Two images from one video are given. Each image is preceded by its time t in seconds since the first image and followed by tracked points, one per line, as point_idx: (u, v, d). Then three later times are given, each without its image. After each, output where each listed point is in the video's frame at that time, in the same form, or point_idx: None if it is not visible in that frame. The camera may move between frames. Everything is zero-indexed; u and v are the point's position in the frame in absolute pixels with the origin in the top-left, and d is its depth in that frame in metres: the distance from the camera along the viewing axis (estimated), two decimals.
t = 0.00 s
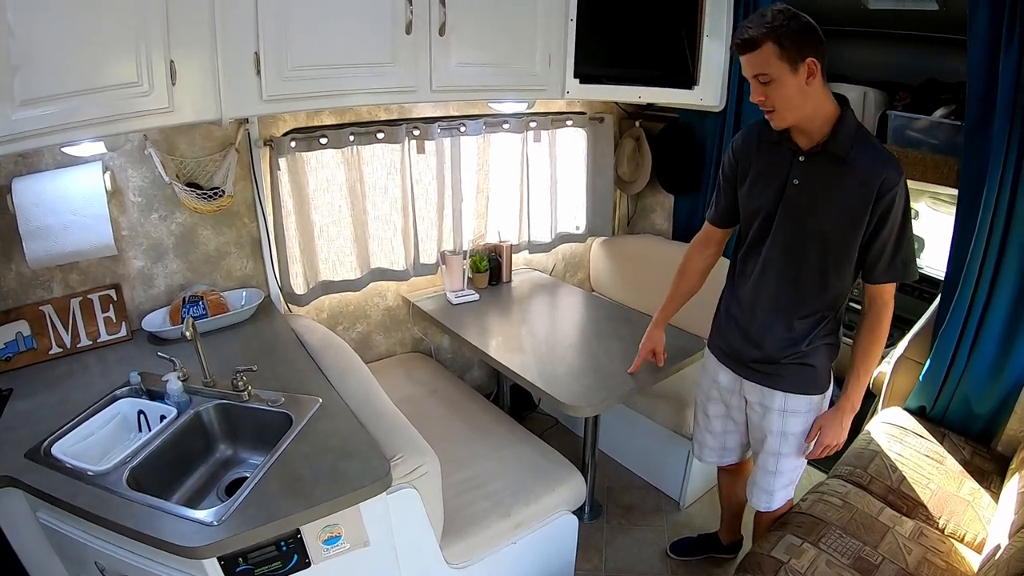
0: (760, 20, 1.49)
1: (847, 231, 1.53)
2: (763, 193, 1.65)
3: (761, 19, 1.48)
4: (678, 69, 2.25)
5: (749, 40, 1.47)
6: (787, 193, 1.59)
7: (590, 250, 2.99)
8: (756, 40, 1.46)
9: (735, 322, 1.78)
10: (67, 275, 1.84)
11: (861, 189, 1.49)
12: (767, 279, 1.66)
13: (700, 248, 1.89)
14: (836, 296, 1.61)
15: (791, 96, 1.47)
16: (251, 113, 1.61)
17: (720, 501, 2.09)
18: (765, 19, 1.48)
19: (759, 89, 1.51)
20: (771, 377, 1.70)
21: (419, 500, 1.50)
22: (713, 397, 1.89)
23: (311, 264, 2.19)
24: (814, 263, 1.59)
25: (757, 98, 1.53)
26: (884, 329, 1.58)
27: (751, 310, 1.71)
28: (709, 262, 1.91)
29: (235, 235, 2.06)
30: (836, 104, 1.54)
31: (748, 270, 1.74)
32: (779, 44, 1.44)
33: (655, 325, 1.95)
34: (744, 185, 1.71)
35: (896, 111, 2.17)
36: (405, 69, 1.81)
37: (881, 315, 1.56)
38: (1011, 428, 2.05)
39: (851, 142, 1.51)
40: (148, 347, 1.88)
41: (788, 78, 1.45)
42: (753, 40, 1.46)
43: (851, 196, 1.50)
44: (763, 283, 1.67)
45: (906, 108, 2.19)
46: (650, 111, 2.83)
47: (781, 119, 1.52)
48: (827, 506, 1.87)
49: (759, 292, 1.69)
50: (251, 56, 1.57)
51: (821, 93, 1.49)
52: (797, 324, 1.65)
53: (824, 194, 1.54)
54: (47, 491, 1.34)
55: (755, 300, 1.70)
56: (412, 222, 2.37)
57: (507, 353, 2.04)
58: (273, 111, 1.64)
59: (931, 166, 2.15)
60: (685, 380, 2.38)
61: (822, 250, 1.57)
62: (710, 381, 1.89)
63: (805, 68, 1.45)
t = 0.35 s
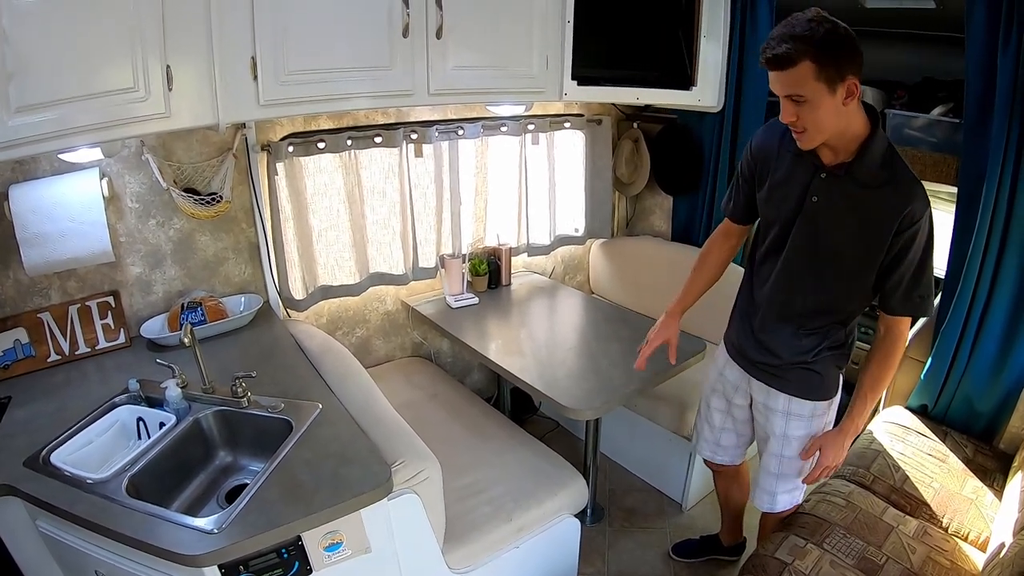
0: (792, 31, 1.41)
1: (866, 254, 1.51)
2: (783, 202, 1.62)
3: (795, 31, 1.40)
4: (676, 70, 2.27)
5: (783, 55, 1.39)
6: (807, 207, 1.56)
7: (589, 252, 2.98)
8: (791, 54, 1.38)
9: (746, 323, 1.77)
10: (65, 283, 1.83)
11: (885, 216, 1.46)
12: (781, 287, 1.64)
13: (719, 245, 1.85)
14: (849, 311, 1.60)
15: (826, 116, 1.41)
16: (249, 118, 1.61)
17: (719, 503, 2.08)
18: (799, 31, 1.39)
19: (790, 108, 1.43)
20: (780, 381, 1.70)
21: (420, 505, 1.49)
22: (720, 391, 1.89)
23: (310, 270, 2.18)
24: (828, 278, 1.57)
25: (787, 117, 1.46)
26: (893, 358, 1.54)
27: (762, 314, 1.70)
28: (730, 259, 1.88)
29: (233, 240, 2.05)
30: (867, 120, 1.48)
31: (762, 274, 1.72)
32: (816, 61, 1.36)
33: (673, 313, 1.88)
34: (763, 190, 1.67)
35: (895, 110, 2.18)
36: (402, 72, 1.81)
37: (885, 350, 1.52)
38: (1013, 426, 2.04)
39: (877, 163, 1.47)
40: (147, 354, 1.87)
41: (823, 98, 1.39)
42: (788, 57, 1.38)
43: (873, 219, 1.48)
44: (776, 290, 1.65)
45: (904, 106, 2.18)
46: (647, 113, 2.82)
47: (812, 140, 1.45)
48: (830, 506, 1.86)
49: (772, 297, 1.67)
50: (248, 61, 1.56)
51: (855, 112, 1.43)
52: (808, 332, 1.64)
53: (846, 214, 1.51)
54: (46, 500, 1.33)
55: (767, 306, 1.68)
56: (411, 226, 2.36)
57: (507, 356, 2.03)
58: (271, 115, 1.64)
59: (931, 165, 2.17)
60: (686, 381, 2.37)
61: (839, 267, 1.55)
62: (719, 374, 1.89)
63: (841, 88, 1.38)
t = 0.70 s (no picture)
0: (786, 54, 1.34)
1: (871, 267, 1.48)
2: (791, 211, 1.61)
3: (789, 53, 1.33)
4: (677, 68, 2.24)
5: (780, 82, 1.32)
6: (813, 217, 1.55)
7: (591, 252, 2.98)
8: (789, 81, 1.31)
9: (762, 324, 1.78)
10: (65, 285, 1.83)
11: (887, 230, 1.43)
12: (792, 293, 1.65)
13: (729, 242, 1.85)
14: (859, 320, 1.59)
15: (829, 138, 1.36)
16: (249, 118, 1.60)
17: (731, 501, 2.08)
18: (794, 54, 1.33)
19: (791, 134, 1.38)
20: (793, 384, 1.71)
21: (421, 506, 1.49)
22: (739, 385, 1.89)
23: (310, 271, 2.17)
24: (836, 287, 1.56)
25: (787, 143, 1.40)
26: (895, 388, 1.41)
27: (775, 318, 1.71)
28: (736, 259, 1.89)
29: (233, 241, 2.04)
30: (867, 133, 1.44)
31: (775, 279, 1.72)
32: (815, 86, 1.30)
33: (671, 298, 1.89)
34: (772, 197, 1.67)
35: (896, 108, 2.17)
36: (402, 72, 1.80)
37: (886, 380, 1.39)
38: (1017, 424, 2.04)
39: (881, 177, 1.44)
40: (147, 356, 1.86)
41: (825, 123, 1.34)
42: (786, 84, 1.32)
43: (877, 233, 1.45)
44: (788, 297, 1.66)
45: (906, 104, 2.18)
46: (649, 112, 2.81)
47: (815, 163, 1.41)
48: (833, 506, 1.86)
49: (784, 302, 1.68)
50: (247, 61, 1.56)
51: (857, 129, 1.39)
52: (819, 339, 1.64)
53: (850, 226, 1.49)
54: (46, 502, 1.32)
55: (780, 310, 1.69)
56: (412, 227, 2.35)
57: (508, 356, 2.02)
58: (271, 116, 1.63)
59: (933, 163, 2.16)
60: (688, 381, 2.36)
61: (845, 277, 1.54)
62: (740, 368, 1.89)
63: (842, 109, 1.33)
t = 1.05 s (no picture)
0: (737, 74, 1.38)
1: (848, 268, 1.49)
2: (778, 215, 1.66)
3: (741, 73, 1.37)
4: (675, 67, 2.21)
5: (733, 106, 1.37)
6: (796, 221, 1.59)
7: (591, 252, 2.98)
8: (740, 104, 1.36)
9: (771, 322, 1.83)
10: (66, 286, 1.83)
11: (858, 232, 1.44)
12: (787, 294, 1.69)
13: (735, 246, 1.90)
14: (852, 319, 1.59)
15: (790, 150, 1.41)
16: (247, 120, 1.60)
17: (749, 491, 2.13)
18: (746, 74, 1.36)
19: (753, 149, 1.43)
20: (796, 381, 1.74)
21: (419, 506, 1.49)
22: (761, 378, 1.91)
23: (310, 271, 2.18)
24: (821, 287, 1.59)
25: (751, 156, 1.45)
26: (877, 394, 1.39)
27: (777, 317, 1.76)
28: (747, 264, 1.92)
29: (233, 243, 2.05)
30: (833, 133, 1.47)
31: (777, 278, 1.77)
32: (767, 105, 1.34)
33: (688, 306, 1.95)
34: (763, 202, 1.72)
35: (896, 107, 2.19)
36: (400, 73, 1.80)
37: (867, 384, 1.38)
38: (1017, 422, 2.04)
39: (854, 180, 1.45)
40: (147, 356, 1.86)
41: (783, 136, 1.38)
42: (739, 106, 1.36)
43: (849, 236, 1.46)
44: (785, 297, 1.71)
45: (905, 102, 2.18)
46: (648, 111, 2.81)
47: (780, 172, 1.46)
48: (833, 505, 1.86)
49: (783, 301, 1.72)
50: (245, 63, 1.56)
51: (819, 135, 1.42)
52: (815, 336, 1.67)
53: (827, 230, 1.51)
54: (46, 503, 1.33)
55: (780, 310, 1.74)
56: (411, 227, 2.35)
57: (507, 356, 2.03)
58: (269, 118, 1.64)
59: (932, 161, 2.14)
60: (688, 380, 2.37)
61: (829, 278, 1.56)
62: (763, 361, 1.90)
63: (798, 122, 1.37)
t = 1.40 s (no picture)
0: (712, 63, 1.53)
1: (813, 246, 1.59)
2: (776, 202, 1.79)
3: (716, 63, 1.51)
4: (674, 67, 2.17)
5: (710, 93, 1.51)
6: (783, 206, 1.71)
7: (591, 250, 2.98)
8: (718, 91, 1.50)
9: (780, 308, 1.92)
10: (67, 289, 1.83)
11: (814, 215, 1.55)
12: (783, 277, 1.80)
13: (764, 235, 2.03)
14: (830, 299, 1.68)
15: (763, 131, 1.55)
16: (246, 120, 1.61)
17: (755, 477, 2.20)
18: (720, 65, 1.50)
19: (731, 131, 1.58)
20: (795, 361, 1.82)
21: (422, 506, 1.49)
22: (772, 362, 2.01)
23: (310, 271, 2.18)
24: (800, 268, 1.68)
25: (730, 137, 1.60)
26: (831, 379, 1.53)
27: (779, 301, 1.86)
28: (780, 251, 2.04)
29: (233, 244, 2.05)
30: (804, 115, 1.61)
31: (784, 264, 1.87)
32: (740, 92, 1.48)
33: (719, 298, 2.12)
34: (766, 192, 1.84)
35: (895, 102, 2.17)
36: (399, 72, 1.80)
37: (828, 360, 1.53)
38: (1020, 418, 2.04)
39: (819, 162, 1.55)
40: (148, 358, 1.87)
41: (756, 120, 1.52)
42: (715, 94, 1.51)
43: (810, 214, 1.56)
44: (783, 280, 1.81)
45: (904, 98, 2.17)
46: (647, 109, 2.80)
47: (756, 152, 1.60)
48: (835, 501, 1.86)
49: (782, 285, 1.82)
50: (244, 64, 1.56)
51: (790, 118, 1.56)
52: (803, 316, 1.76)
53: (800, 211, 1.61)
54: (50, 505, 1.33)
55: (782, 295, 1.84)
56: (411, 227, 2.36)
57: (509, 355, 2.03)
58: (268, 119, 1.64)
59: (932, 157, 2.12)
60: (689, 377, 2.37)
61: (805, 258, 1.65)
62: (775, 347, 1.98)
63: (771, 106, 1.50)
